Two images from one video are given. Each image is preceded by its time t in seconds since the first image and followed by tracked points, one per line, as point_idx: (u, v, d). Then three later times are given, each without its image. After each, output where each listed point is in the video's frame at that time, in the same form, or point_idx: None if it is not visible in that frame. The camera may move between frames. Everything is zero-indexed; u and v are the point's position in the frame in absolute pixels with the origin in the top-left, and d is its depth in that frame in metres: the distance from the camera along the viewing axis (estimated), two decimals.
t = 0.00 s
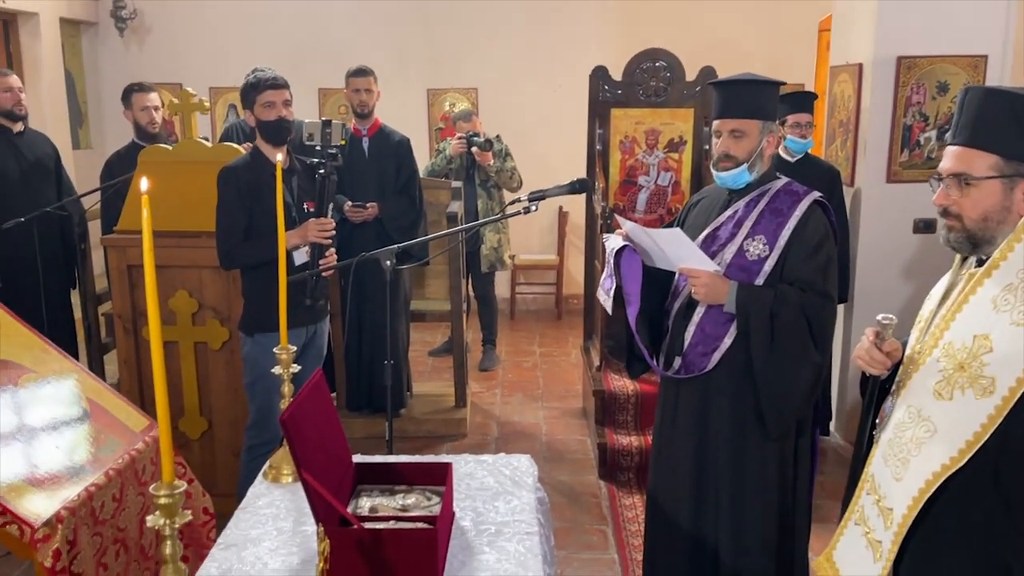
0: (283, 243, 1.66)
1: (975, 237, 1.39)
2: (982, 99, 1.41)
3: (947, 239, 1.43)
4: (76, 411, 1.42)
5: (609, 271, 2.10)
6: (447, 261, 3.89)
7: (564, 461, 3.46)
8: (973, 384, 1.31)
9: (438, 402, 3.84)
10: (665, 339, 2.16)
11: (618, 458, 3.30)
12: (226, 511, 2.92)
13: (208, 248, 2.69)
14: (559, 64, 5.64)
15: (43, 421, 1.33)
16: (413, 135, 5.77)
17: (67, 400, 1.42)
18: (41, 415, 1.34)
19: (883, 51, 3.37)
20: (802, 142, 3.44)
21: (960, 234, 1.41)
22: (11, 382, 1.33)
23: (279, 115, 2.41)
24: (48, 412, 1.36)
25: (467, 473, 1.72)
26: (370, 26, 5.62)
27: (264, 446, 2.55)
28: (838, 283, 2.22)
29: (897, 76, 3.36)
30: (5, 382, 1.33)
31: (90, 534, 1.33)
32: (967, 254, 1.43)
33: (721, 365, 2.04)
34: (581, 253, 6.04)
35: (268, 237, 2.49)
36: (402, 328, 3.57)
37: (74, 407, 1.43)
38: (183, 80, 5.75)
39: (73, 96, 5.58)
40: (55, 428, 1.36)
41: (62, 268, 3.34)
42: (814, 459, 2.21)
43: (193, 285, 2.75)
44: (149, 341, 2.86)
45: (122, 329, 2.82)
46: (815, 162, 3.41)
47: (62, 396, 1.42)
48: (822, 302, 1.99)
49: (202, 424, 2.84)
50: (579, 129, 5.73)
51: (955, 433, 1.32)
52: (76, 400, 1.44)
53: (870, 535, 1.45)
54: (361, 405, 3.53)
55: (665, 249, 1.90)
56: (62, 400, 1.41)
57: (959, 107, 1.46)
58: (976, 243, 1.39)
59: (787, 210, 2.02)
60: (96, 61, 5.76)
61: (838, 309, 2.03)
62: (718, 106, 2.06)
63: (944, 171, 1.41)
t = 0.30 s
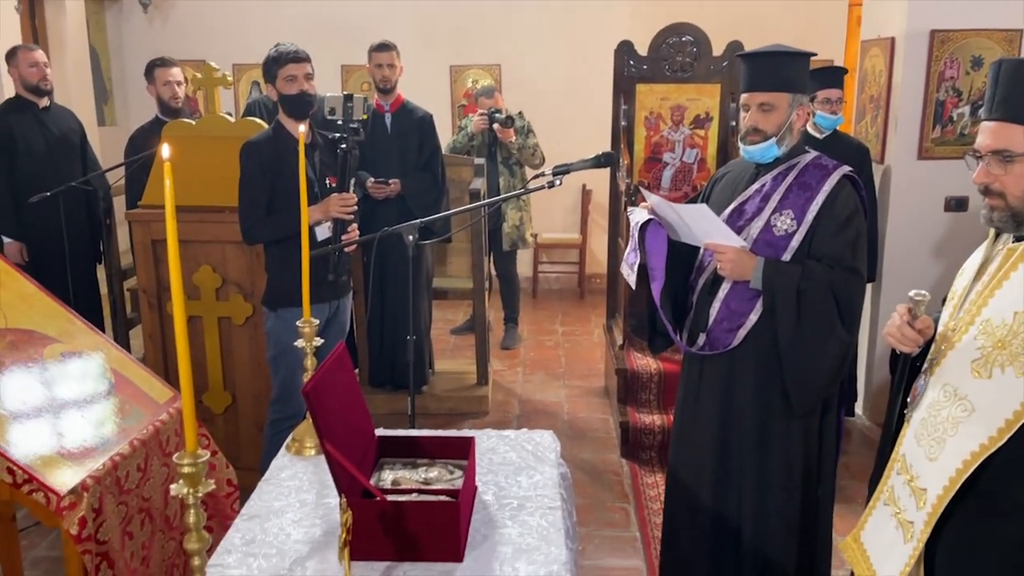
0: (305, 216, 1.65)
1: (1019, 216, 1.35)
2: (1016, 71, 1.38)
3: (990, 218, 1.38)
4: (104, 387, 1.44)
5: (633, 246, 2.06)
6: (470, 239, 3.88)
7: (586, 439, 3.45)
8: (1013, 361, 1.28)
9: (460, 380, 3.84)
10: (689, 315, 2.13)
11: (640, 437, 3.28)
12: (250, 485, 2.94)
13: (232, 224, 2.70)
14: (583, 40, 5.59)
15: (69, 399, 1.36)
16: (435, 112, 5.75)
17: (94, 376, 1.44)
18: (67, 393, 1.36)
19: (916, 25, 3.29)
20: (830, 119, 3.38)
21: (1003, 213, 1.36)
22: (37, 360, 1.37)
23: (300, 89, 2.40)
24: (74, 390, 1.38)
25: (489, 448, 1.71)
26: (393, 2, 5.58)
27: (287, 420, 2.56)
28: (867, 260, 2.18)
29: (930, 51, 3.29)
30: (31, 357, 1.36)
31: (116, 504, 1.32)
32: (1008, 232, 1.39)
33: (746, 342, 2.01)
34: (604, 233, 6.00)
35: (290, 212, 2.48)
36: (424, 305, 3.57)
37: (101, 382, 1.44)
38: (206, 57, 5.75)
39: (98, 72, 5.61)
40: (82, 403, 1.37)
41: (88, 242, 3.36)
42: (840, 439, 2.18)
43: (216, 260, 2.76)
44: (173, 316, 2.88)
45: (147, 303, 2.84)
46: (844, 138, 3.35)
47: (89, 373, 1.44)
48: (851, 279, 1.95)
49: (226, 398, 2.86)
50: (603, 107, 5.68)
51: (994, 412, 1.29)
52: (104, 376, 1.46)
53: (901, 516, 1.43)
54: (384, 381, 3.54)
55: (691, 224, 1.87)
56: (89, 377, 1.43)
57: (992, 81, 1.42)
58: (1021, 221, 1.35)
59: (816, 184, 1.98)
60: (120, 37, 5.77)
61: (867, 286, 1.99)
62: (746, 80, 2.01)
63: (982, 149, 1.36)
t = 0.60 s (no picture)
0: (324, 191, 1.64)
1: None
2: None
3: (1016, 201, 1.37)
4: (126, 362, 1.45)
5: (653, 223, 2.04)
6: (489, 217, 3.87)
7: (603, 417, 3.45)
8: None
9: (478, 357, 3.85)
10: (708, 294, 2.12)
11: (658, 415, 3.28)
12: (270, 458, 2.97)
13: (251, 200, 2.71)
14: (603, 16, 5.53)
15: (95, 374, 1.37)
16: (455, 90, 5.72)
17: (118, 351, 1.45)
18: (93, 368, 1.38)
19: None
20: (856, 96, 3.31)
21: None
22: (61, 334, 1.38)
23: (319, 64, 2.39)
24: (100, 365, 1.39)
25: (507, 423, 1.72)
26: None
27: (307, 395, 2.59)
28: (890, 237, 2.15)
29: (958, 25, 3.22)
30: (56, 330, 1.38)
31: (138, 474, 1.33)
32: None
33: (765, 321, 2.00)
34: (623, 211, 5.97)
35: (309, 188, 2.49)
36: (443, 282, 3.57)
37: (125, 357, 1.45)
38: (226, 34, 5.75)
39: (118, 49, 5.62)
40: (108, 378, 1.38)
41: (109, 218, 3.39)
42: (860, 418, 2.16)
43: (236, 237, 2.77)
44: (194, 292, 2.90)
45: (168, 279, 2.87)
46: (867, 116, 3.30)
47: (113, 349, 1.45)
48: (874, 257, 1.93)
49: (246, 373, 2.89)
50: (624, 84, 5.63)
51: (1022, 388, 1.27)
52: (127, 350, 1.47)
53: (928, 497, 1.42)
54: (402, 358, 3.54)
55: (711, 200, 1.85)
56: (113, 352, 1.44)
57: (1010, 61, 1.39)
58: None
59: (839, 161, 1.95)
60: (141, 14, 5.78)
61: (890, 264, 1.96)
62: (769, 54, 1.98)
63: (1002, 132, 1.33)
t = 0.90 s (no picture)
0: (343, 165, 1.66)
1: None
2: None
3: None
4: (145, 340, 1.45)
5: (670, 197, 2.03)
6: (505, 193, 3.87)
7: (618, 394, 3.46)
8: None
9: (493, 334, 3.87)
10: (724, 269, 2.11)
11: (672, 391, 3.29)
12: (288, 431, 3.01)
13: (269, 175, 2.72)
14: None
15: (119, 353, 1.38)
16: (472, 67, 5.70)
17: (137, 330, 1.46)
18: (116, 348, 1.38)
19: None
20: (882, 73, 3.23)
21: None
22: (84, 307, 1.39)
23: (336, 38, 2.40)
24: (122, 345, 1.40)
25: (522, 395, 1.73)
26: None
27: (324, 368, 2.62)
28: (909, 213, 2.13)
29: None
30: (79, 298, 1.41)
31: (160, 440, 1.35)
32: None
33: (781, 296, 1.99)
34: (640, 189, 5.95)
35: (327, 163, 2.50)
36: (459, 258, 3.58)
37: (145, 335, 1.46)
38: (244, 10, 5.75)
39: (137, 26, 5.63)
40: (132, 357, 1.39)
41: (129, 193, 3.41)
42: (876, 393, 2.16)
43: (254, 211, 2.79)
44: (212, 267, 2.93)
45: (186, 253, 2.90)
46: (886, 92, 3.25)
47: (132, 327, 1.45)
48: (891, 231, 1.91)
49: (264, 347, 2.92)
50: (642, 61, 5.59)
51: None
52: (146, 328, 1.48)
53: (940, 472, 1.42)
54: (419, 334, 3.56)
55: (730, 174, 1.84)
56: (133, 330, 1.45)
57: None
58: None
59: (858, 136, 1.93)
60: None
61: (909, 239, 1.95)
62: (787, 28, 1.95)
63: (1016, 106, 1.32)
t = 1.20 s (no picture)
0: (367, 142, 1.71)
1: None
2: None
3: None
4: (164, 318, 1.44)
5: (690, 173, 2.03)
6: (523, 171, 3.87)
7: (635, 371, 3.48)
8: None
9: (510, 312, 3.89)
10: (744, 245, 2.12)
11: (689, 369, 3.30)
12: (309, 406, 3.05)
13: (290, 152, 2.75)
14: None
15: (140, 331, 1.37)
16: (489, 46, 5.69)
17: (156, 309, 1.45)
18: (136, 326, 1.38)
19: None
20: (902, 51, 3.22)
21: None
22: (118, 280, 1.43)
23: (358, 15, 2.40)
24: (143, 324, 1.39)
25: (543, 368, 1.75)
26: None
27: (345, 343, 2.66)
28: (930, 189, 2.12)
29: None
30: (112, 270, 1.44)
31: (191, 407, 1.38)
32: None
33: (801, 272, 2.00)
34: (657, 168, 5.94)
35: (348, 139, 2.52)
36: (478, 235, 3.60)
37: (164, 315, 1.45)
38: None
39: (155, 5, 5.65)
40: (153, 337, 1.39)
41: (150, 170, 3.45)
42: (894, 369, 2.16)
43: (275, 188, 2.82)
44: (234, 244, 2.96)
45: (208, 230, 2.93)
46: (907, 70, 3.23)
47: (151, 306, 1.44)
48: (912, 207, 1.91)
49: (285, 323, 2.95)
50: (660, 40, 5.57)
51: None
52: (166, 307, 1.47)
53: (959, 442, 1.43)
54: (437, 312, 3.58)
55: (750, 152, 1.85)
56: (154, 309, 1.44)
57: None
58: None
59: (879, 112, 1.93)
60: None
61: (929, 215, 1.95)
62: (807, 3, 1.94)
63: None
